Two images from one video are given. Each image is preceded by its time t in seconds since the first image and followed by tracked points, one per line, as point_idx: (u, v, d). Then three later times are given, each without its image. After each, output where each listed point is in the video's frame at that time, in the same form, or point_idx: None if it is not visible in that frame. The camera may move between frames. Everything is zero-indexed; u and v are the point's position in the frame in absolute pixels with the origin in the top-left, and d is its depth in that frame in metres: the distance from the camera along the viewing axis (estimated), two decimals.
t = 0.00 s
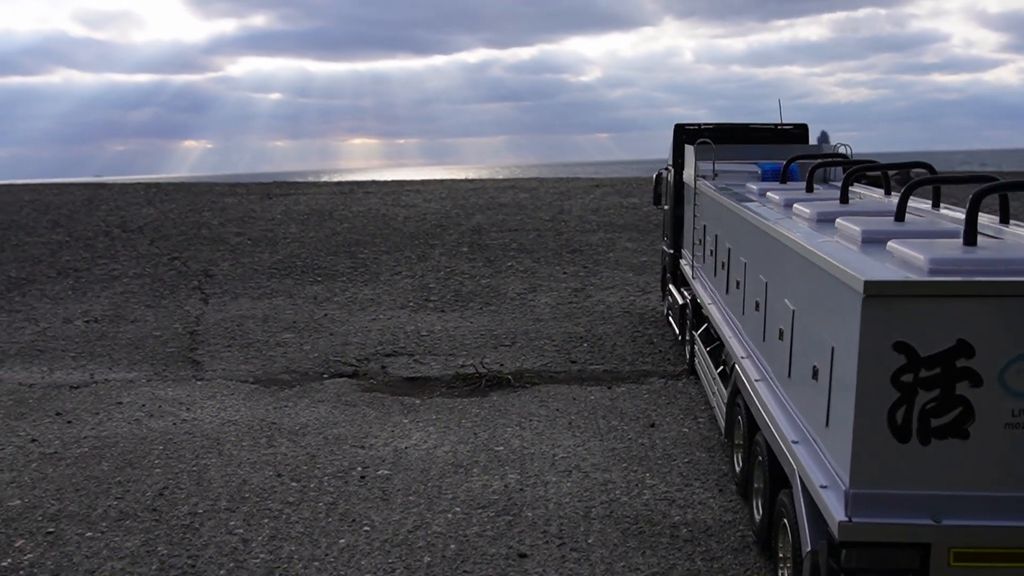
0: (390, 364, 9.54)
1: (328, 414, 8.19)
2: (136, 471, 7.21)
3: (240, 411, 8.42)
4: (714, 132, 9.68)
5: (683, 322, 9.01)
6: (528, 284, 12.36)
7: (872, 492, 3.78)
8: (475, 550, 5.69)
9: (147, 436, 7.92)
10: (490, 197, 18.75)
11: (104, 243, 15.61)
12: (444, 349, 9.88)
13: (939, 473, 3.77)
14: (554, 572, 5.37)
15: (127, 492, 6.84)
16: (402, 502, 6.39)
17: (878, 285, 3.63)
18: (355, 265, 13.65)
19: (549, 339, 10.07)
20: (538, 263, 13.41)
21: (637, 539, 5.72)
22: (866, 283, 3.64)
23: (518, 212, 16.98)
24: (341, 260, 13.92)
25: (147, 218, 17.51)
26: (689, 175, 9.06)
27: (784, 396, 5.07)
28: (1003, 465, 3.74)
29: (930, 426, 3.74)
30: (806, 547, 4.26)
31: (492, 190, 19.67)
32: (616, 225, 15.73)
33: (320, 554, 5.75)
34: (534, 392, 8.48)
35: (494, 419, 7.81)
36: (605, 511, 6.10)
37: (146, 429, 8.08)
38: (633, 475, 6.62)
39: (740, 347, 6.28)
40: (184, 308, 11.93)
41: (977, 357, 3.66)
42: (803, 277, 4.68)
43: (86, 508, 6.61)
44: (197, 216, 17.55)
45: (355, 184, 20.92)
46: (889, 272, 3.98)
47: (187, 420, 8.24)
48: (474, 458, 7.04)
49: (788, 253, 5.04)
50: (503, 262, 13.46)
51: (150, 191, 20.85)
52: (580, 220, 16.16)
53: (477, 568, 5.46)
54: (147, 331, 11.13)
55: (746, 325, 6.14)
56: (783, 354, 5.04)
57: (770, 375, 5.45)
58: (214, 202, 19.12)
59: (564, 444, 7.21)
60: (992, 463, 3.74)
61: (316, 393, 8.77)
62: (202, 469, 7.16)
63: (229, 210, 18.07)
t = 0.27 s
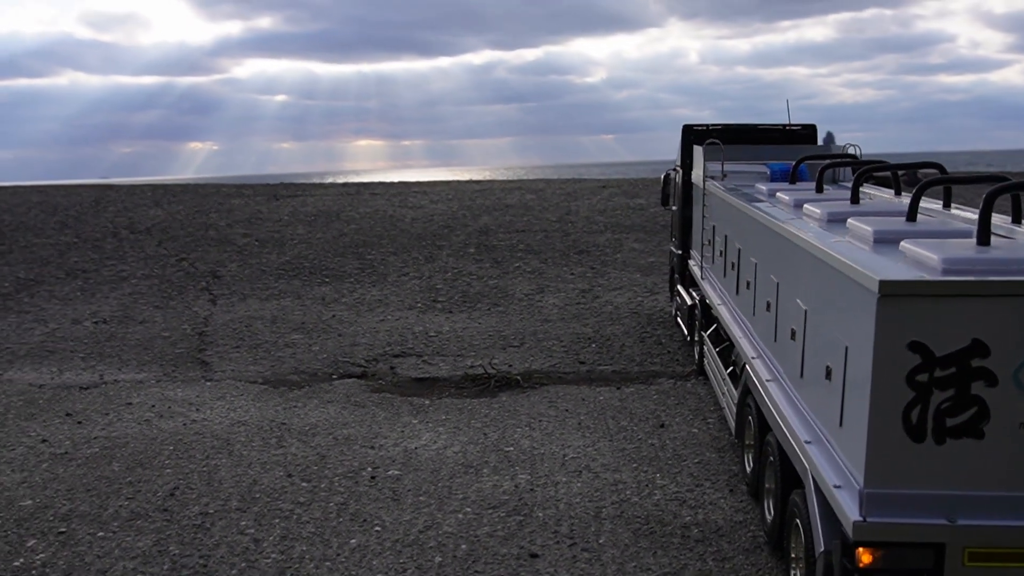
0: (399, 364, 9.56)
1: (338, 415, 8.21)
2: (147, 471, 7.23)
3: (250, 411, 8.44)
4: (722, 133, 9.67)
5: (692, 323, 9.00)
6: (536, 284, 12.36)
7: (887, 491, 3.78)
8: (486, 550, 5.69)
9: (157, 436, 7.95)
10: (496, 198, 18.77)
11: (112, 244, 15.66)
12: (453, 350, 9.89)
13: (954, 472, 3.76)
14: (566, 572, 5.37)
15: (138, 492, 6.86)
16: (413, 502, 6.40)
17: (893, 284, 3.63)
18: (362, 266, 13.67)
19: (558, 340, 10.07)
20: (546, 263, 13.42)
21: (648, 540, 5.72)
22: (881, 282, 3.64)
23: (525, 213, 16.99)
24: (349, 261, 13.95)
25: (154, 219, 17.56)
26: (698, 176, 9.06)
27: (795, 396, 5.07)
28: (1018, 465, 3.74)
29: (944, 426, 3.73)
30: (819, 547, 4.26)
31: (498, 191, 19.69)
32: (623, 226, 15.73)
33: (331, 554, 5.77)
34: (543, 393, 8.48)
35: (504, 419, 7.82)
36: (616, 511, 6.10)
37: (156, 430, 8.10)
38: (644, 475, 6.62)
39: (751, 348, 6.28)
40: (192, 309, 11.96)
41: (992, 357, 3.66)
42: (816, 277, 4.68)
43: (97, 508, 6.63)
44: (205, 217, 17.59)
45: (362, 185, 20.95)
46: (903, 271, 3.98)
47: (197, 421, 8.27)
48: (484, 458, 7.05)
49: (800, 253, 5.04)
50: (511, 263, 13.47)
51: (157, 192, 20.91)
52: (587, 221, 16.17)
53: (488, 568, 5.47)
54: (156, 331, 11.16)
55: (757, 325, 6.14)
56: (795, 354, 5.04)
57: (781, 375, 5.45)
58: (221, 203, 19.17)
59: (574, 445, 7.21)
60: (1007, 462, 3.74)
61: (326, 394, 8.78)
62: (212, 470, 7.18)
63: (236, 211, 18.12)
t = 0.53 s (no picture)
0: (408, 363, 9.56)
1: (348, 413, 8.21)
2: (158, 469, 7.24)
3: (260, 410, 8.45)
4: (731, 131, 9.66)
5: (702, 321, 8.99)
6: (544, 283, 12.36)
7: (904, 486, 3.76)
8: (498, 547, 5.69)
9: (167, 434, 7.96)
10: (503, 197, 18.78)
11: (120, 244, 15.69)
12: (462, 349, 9.89)
13: (971, 466, 3.75)
14: (578, 569, 5.37)
15: (149, 489, 6.87)
16: (424, 500, 6.40)
17: (910, 277, 3.61)
18: (370, 265, 13.68)
19: (567, 339, 10.07)
20: (553, 263, 13.42)
21: (660, 536, 5.72)
22: (898, 276, 3.63)
23: (532, 213, 16.99)
24: (357, 261, 13.96)
25: (162, 219, 17.60)
26: (707, 174, 9.05)
27: (808, 391, 5.07)
28: None
29: (961, 420, 3.72)
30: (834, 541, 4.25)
31: (505, 191, 19.70)
32: (631, 225, 15.72)
33: (343, 550, 5.77)
34: (553, 391, 8.48)
35: (514, 417, 7.82)
36: (628, 508, 6.09)
37: (166, 428, 8.12)
38: (655, 472, 6.62)
39: (762, 344, 6.28)
40: (201, 309, 11.98)
41: (1009, 350, 3.66)
42: (829, 272, 4.68)
43: (109, 505, 6.64)
44: (212, 218, 17.62)
45: (369, 185, 20.97)
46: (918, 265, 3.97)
47: (207, 419, 8.28)
48: (495, 456, 7.05)
49: (812, 248, 5.03)
50: (519, 262, 13.47)
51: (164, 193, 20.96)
52: (594, 220, 16.16)
53: (500, 565, 5.47)
54: (165, 331, 11.18)
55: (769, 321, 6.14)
56: (807, 349, 5.04)
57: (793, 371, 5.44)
58: (229, 203, 19.20)
59: (585, 442, 7.21)
60: None
61: (335, 392, 8.79)
62: (223, 467, 7.19)
63: (244, 211, 18.14)
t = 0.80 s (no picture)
0: (416, 362, 9.57)
1: (356, 412, 8.23)
2: (168, 468, 7.26)
3: (268, 409, 8.46)
4: (738, 130, 9.66)
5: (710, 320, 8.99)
6: (551, 283, 12.37)
7: (917, 482, 3.76)
8: (507, 545, 5.69)
9: (177, 433, 7.98)
10: (509, 197, 18.80)
11: (127, 245, 15.73)
12: (469, 348, 9.90)
13: (983, 462, 3.75)
14: (588, 567, 5.37)
15: (159, 488, 6.89)
16: (433, 498, 6.40)
17: (922, 274, 3.61)
18: (377, 266, 13.71)
19: (574, 338, 10.07)
20: (560, 262, 13.42)
21: (670, 534, 5.71)
22: (910, 272, 3.62)
23: (538, 213, 17.00)
24: (364, 261, 13.98)
25: (169, 220, 17.64)
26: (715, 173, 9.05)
27: (818, 389, 5.06)
28: None
29: (974, 416, 3.72)
30: (846, 538, 4.24)
31: (511, 191, 19.71)
32: (637, 225, 15.72)
33: (353, 548, 5.78)
34: (561, 390, 8.48)
35: (522, 416, 7.82)
36: (637, 506, 6.09)
37: (175, 427, 8.14)
38: (664, 471, 6.62)
39: (771, 342, 6.28)
40: (209, 309, 12.00)
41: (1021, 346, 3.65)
42: (839, 268, 4.67)
43: (119, 504, 6.66)
44: (219, 218, 17.66)
45: (375, 185, 21.00)
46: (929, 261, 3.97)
47: (216, 418, 8.30)
48: (504, 455, 7.05)
49: (822, 245, 5.03)
50: (525, 262, 13.48)
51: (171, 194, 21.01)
52: (601, 220, 16.16)
53: (510, 563, 5.47)
54: (173, 331, 11.21)
55: (778, 319, 6.13)
56: (817, 347, 5.04)
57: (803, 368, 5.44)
58: (235, 204, 19.24)
59: (593, 441, 7.21)
60: None
61: (343, 392, 8.81)
62: (233, 466, 7.21)
63: (251, 212, 18.18)
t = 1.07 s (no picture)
0: (425, 361, 9.58)
1: (365, 410, 8.24)
2: (178, 465, 7.28)
3: (277, 407, 8.48)
4: (747, 129, 9.66)
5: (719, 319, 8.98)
6: (559, 283, 12.37)
7: (930, 479, 3.75)
8: (518, 542, 5.70)
9: (186, 432, 8.00)
10: (516, 197, 18.81)
11: (136, 245, 15.77)
12: (477, 347, 9.90)
13: (996, 459, 3.74)
14: (599, 564, 5.37)
15: (170, 486, 6.91)
16: (443, 496, 6.41)
17: (935, 270, 3.60)
18: (384, 265, 13.72)
19: (582, 337, 10.07)
20: (567, 262, 13.43)
21: (680, 532, 5.71)
22: (924, 268, 3.62)
23: (545, 213, 17.01)
24: (371, 261, 14.00)
25: (176, 220, 17.68)
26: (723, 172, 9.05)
27: (829, 386, 5.06)
28: None
29: (987, 412, 3.71)
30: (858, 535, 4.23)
31: (518, 191, 19.73)
32: (644, 224, 15.71)
33: (363, 546, 5.79)
34: (569, 389, 8.48)
35: (531, 415, 7.82)
36: (647, 504, 6.09)
37: (185, 425, 8.15)
38: (674, 469, 6.61)
39: (781, 340, 6.28)
40: (217, 308, 12.03)
41: None
42: (851, 265, 4.67)
43: (130, 501, 6.68)
44: (226, 218, 17.70)
45: (382, 185, 21.01)
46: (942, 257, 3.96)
47: (226, 417, 8.31)
48: (513, 453, 7.05)
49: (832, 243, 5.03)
50: (533, 262, 13.48)
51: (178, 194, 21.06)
52: (608, 220, 16.16)
53: (521, 560, 5.48)
54: (182, 330, 11.24)
55: (788, 317, 6.14)
56: (829, 344, 5.04)
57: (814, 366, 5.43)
58: (242, 204, 19.28)
59: (603, 439, 7.21)
60: None
61: (352, 390, 8.82)
62: (243, 464, 7.22)
63: (258, 212, 18.21)
